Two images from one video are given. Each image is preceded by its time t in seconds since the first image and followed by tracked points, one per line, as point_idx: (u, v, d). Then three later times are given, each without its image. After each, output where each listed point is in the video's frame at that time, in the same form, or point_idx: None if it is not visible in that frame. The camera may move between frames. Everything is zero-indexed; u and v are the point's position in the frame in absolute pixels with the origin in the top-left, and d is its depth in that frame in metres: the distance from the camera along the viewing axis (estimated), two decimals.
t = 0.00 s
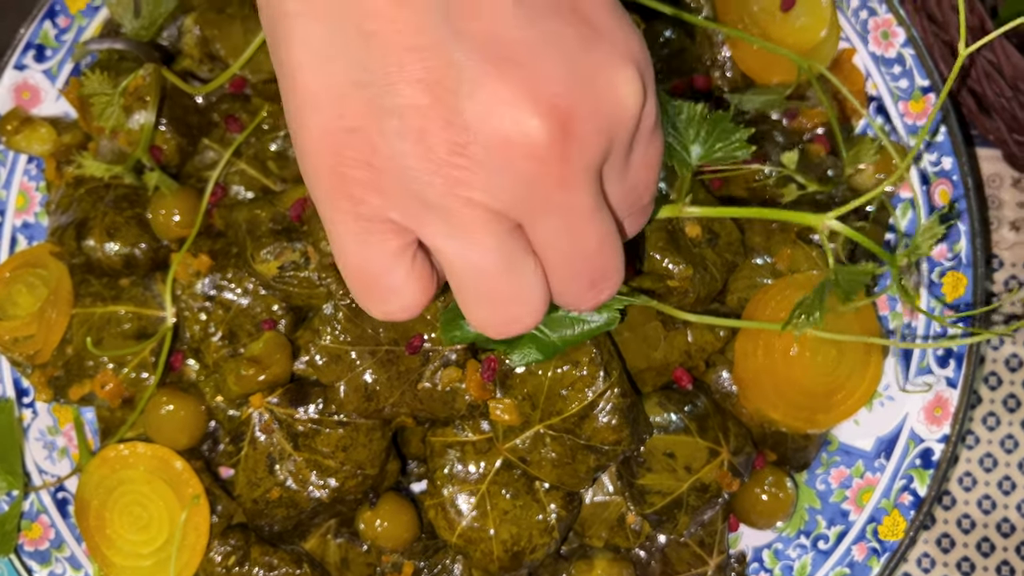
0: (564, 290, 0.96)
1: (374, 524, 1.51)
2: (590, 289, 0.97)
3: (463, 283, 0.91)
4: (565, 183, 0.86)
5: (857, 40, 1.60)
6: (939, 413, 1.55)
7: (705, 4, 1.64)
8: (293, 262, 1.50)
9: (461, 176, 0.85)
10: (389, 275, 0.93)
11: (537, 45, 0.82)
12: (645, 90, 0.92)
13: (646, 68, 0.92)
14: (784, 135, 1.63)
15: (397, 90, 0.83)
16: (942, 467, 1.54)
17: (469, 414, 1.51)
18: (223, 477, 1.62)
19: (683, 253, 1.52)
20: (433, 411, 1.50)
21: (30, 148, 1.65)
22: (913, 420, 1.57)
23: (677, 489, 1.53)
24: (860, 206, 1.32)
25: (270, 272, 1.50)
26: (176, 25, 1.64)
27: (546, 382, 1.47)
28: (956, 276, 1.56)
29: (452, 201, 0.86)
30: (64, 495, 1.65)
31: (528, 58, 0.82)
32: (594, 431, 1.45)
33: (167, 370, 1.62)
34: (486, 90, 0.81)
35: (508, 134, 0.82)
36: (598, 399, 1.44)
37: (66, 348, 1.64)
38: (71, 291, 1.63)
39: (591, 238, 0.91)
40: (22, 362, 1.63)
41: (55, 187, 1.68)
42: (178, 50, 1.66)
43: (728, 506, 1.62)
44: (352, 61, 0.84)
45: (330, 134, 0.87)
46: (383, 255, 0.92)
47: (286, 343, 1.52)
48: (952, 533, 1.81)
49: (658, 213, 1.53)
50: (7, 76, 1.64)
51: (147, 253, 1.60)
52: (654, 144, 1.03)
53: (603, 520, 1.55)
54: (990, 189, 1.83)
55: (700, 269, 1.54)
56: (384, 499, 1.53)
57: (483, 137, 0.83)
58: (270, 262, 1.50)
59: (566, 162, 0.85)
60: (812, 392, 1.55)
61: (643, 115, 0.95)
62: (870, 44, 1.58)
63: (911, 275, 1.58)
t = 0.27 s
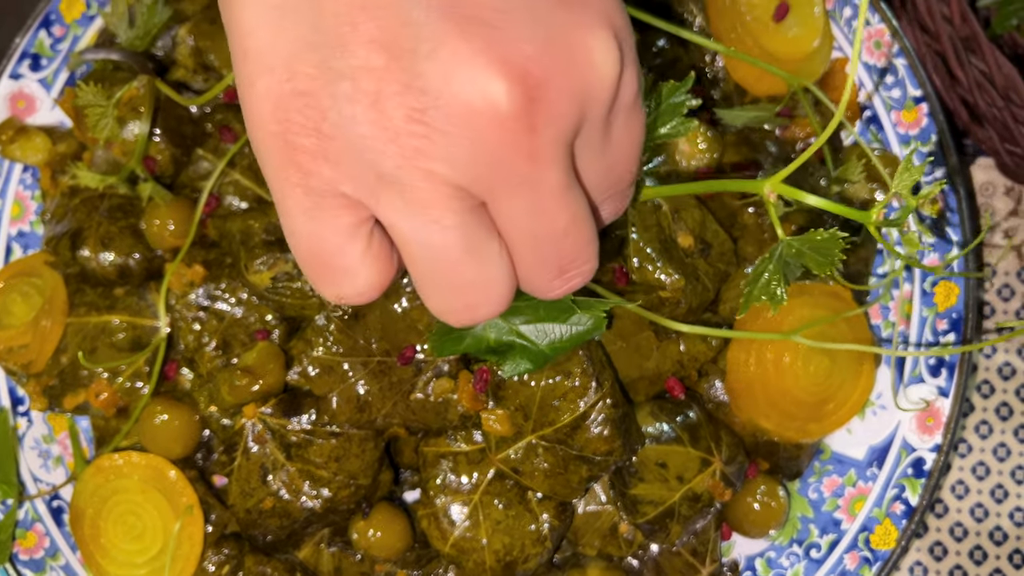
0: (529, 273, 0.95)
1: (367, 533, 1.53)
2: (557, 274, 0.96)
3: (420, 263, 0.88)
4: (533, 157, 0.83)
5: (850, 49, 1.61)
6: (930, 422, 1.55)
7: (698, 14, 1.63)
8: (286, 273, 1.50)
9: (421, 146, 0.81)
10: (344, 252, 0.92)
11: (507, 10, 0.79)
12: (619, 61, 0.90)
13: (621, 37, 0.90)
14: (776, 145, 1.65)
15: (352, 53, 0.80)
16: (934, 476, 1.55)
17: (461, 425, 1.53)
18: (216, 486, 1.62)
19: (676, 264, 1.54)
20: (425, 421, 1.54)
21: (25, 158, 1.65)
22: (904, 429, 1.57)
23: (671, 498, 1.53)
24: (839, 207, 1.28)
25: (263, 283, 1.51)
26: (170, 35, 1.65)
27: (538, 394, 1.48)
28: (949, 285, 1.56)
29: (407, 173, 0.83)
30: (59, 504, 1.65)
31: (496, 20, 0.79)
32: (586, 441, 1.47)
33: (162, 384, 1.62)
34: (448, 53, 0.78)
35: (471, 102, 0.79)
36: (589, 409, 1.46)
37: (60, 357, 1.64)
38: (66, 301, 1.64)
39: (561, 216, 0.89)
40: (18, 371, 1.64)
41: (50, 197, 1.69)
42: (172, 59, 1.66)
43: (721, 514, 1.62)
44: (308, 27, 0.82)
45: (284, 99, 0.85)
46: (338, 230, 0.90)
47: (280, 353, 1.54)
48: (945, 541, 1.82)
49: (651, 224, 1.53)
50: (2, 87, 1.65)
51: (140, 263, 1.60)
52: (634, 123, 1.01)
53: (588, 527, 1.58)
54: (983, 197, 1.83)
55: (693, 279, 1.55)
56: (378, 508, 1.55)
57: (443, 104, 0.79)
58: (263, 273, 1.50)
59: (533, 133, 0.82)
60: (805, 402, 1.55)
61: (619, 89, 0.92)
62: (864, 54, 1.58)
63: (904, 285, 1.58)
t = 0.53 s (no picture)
0: (532, 297, 0.96)
1: (362, 538, 1.53)
2: (559, 298, 0.97)
3: (423, 287, 0.91)
4: (532, 191, 0.84)
5: (846, 54, 1.60)
6: (926, 428, 1.55)
7: (693, 18, 1.64)
8: (281, 279, 1.54)
9: (421, 182, 0.83)
10: (353, 276, 0.94)
11: (510, 50, 0.78)
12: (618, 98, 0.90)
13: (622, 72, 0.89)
14: (772, 150, 1.64)
15: (360, 90, 0.80)
16: (929, 481, 1.55)
17: (456, 430, 1.54)
18: (212, 491, 1.63)
19: (671, 269, 1.54)
20: (420, 426, 1.54)
21: (22, 163, 1.65)
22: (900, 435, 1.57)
23: (665, 503, 1.54)
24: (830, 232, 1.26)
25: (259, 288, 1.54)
26: (166, 40, 1.65)
27: (532, 399, 1.48)
28: (944, 291, 1.56)
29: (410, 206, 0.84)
30: (55, 509, 1.65)
31: (501, 61, 0.78)
32: (580, 446, 1.47)
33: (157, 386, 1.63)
34: (451, 95, 0.78)
35: (474, 140, 0.79)
36: (583, 415, 1.46)
37: (56, 362, 1.64)
38: (62, 306, 1.64)
39: (561, 246, 0.90)
40: (15, 375, 1.64)
41: (46, 201, 1.68)
42: (167, 65, 1.66)
43: (716, 519, 1.62)
44: (315, 60, 0.81)
45: (295, 131, 0.85)
46: (348, 256, 0.92)
47: (275, 359, 1.55)
48: (941, 546, 1.82)
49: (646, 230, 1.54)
50: None
51: (137, 268, 1.62)
52: (634, 153, 1.01)
53: (586, 535, 1.57)
54: (980, 202, 1.84)
55: (688, 285, 1.56)
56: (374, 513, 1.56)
57: (447, 143, 0.80)
58: (259, 279, 1.53)
59: (532, 171, 0.83)
60: (800, 407, 1.56)
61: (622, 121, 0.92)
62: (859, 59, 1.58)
63: (900, 290, 1.58)
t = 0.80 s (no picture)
0: (523, 285, 0.96)
1: (360, 539, 1.54)
2: (545, 283, 0.97)
3: (420, 270, 0.91)
4: (528, 175, 0.84)
5: (843, 56, 1.60)
6: (923, 429, 1.55)
7: (692, 19, 1.64)
8: (279, 280, 1.54)
9: (417, 159, 0.82)
10: (353, 252, 0.94)
11: (517, 30, 0.79)
12: (618, 88, 0.90)
13: (619, 65, 0.90)
14: (770, 151, 1.65)
15: (366, 64, 0.80)
16: (926, 482, 1.55)
17: (454, 431, 1.54)
18: (210, 491, 1.63)
19: (668, 271, 1.54)
20: (418, 427, 1.55)
21: (20, 164, 1.65)
22: (898, 436, 1.57)
23: (663, 504, 1.53)
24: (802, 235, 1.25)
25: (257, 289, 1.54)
26: (164, 41, 1.65)
27: (530, 400, 1.49)
28: (942, 291, 1.55)
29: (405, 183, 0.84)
30: (53, 509, 1.65)
31: (504, 41, 0.79)
32: (578, 448, 1.47)
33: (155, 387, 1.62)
34: (454, 72, 0.78)
35: (473, 120, 0.79)
36: (581, 417, 1.46)
37: (54, 362, 1.64)
38: (60, 306, 1.64)
39: (550, 233, 0.89)
40: (12, 376, 1.64)
41: (44, 202, 1.68)
42: (165, 65, 1.66)
43: (715, 518, 1.62)
44: (322, 38, 0.81)
45: (297, 107, 0.85)
46: (345, 231, 0.93)
47: (273, 360, 1.55)
48: (938, 547, 1.82)
49: (644, 230, 1.54)
50: None
51: (135, 269, 1.62)
52: (629, 148, 1.02)
53: (585, 536, 1.56)
54: (977, 203, 1.84)
55: (686, 286, 1.56)
56: (372, 514, 1.56)
57: (447, 119, 0.80)
58: (256, 279, 1.54)
59: (532, 153, 0.83)
60: (799, 409, 1.56)
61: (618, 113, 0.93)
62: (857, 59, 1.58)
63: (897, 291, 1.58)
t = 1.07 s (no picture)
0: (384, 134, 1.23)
1: (362, 538, 1.55)
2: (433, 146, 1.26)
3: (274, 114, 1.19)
4: None
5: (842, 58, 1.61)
6: (921, 429, 1.56)
7: (691, 22, 1.67)
8: (282, 281, 1.59)
9: None
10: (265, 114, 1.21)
11: None
12: None
13: None
14: (769, 153, 1.67)
15: None
16: (925, 482, 1.55)
17: (456, 432, 1.56)
18: (214, 491, 1.65)
19: (668, 272, 1.56)
20: (420, 427, 1.55)
21: (24, 166, 1.65)
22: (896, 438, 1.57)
23: (663, 504, 1.54)
24: (771, 234, 1.29)
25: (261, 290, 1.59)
26: (168, 43, 1.67)
27: (532, 401, 1.49)
28: (940, 293, 1.56)
29: None
30: (57, 508, 1.66)
31: None
32: (579, 448, 1.48)
33: (165, 382, 1.66)
34: None
35: None
36: (583, 417, 1.47)
37: (58, 363, 1.65)
38: (64, 307, 1.66)
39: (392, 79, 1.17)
40: (16, 378, 1.65)
41: (49, 204, 1.70)
42: (170, 68, 1.69)
43: (715, 519, 1.64)
44: None
45: None
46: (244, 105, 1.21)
47: (275, 361, 1.58)
48: (936, 546, 1.84)
49: (643, 233, 1.56)
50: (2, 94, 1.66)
51: (139, 271, 1.64)
52: None
53: (584, 532, 1.60)
54: (975, 205, 1.85)
55: (686, 287, 1.59)
56: (375, 512, 1.58)
57: None
58: (259, 281, 1.58)
59: None
60: (798, 409, 1.58)
61: None
62: (856, 62, 1.59)
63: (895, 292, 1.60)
